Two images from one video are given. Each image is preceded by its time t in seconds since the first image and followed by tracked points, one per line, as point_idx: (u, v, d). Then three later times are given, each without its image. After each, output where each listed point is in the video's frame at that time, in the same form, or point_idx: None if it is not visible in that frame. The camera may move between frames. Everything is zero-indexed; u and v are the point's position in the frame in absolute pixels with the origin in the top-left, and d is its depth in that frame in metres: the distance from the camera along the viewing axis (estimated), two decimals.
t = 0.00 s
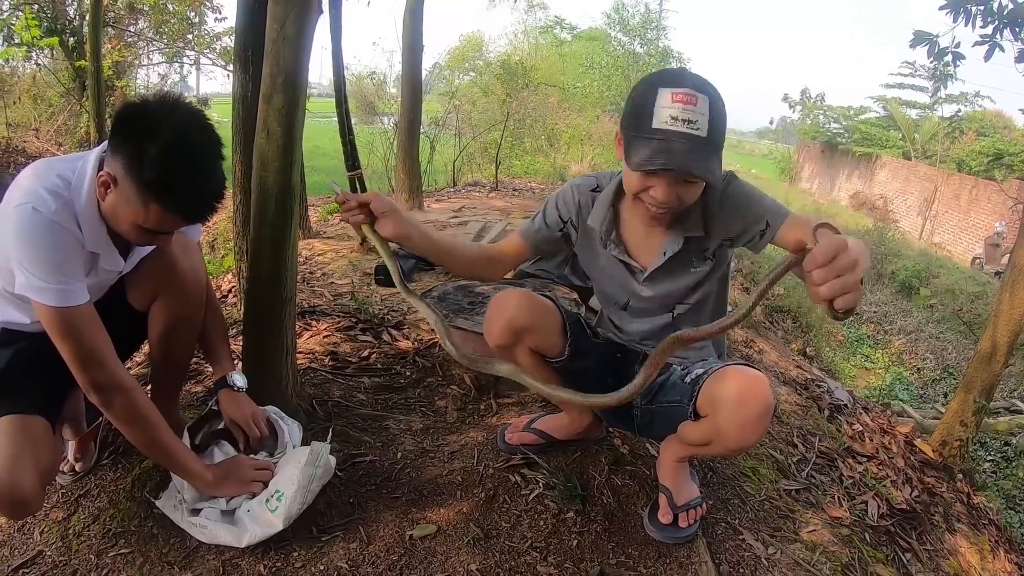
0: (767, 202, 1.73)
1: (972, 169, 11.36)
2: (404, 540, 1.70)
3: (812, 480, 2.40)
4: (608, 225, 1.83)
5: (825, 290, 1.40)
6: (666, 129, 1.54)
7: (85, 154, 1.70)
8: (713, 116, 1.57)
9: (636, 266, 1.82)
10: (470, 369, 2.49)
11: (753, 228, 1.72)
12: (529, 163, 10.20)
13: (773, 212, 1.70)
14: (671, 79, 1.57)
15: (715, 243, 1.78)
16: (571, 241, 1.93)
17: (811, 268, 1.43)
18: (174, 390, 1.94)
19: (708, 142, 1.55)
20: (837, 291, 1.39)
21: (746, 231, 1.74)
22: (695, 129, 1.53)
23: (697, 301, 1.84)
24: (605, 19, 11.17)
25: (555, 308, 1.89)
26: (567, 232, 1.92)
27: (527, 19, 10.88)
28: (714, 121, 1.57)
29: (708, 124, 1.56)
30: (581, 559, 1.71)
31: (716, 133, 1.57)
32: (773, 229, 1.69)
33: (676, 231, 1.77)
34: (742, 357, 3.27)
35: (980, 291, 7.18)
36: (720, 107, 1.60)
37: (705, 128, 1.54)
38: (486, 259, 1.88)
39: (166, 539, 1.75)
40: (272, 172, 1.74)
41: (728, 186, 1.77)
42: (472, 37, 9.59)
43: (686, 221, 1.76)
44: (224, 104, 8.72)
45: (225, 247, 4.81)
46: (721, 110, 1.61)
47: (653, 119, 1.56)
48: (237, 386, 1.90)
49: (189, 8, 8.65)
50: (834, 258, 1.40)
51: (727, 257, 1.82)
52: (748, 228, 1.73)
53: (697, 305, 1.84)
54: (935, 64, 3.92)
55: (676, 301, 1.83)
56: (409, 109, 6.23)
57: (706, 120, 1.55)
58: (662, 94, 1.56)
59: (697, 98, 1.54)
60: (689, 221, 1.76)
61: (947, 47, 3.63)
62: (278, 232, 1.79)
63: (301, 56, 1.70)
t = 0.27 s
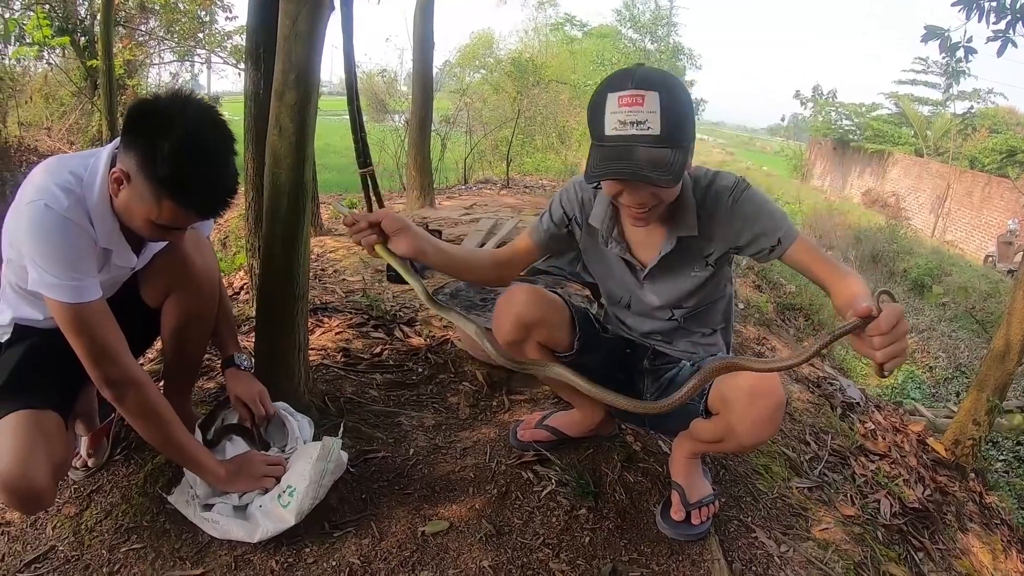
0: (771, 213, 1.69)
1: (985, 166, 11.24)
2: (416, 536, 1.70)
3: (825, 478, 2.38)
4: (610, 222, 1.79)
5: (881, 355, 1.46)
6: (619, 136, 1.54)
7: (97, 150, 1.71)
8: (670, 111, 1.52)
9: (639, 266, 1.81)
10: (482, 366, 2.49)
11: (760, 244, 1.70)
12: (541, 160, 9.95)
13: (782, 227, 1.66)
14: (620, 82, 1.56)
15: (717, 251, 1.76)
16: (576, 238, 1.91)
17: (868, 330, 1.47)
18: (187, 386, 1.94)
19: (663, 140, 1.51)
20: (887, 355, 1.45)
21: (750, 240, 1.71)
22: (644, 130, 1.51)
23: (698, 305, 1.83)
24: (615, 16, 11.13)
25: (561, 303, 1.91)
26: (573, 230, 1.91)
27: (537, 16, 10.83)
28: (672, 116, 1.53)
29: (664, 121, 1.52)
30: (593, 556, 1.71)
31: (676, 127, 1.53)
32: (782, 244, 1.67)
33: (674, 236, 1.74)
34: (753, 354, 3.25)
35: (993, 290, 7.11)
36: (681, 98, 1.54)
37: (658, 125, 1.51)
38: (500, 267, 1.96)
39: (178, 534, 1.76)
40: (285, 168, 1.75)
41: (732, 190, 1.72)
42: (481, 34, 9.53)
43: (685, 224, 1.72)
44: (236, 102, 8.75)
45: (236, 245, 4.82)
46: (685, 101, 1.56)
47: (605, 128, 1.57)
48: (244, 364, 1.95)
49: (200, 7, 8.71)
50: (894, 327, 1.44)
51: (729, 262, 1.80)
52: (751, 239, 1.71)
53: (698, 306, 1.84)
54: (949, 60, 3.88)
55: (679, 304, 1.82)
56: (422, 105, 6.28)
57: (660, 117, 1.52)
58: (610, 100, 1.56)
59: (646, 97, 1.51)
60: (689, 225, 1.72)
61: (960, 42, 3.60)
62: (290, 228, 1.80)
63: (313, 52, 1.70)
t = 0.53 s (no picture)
0: (780, 213, 1.71)
1: (997, 164, 11.16)
2: (429, 531, 1.70)
3: (837, 475, 2.37)
4: (615, 221, 1.80)
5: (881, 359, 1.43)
6: (643, 129, 1.52)
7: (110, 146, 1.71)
8: (685, 98, 1.55)
9: (648, 265, 1.80)
10: (495, 361, 2.48)
11: (769, 249, 1.71)
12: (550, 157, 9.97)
13: (792, 233, 1.68)
14: (629, 78, 1.57)
15: (726, 251, 1.76)
16: (583, 238, 1.91)
17: (868, 333, 1.44)
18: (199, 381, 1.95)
19: (685, 127, 1.52)
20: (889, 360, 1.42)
21: (759, 240, 1.72)
22: (668, 119, 1.52)
23: (706, 304, 1.83)
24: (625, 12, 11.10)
25: (574, 301, 1.90)
26: (580, 231, 1.89)
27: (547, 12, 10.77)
28: (687, 104, 1.55)
29: (683, 108, 1.53)
30: (606, 552, 1.70)
31: (693, 114, 1.55)
32: (792, 246, 1.68)
33: (684, 233, 1.73)
34: (765, 351, 3.23)
35: (1005, 289, 7.06)
36: (689, 86, 1.58)
37: (679, 114, 1.53)
38: (510, 266, 1.94)
39: (190, 529, 1.76)
40: (298, 163, 1.75)
41: (741, 190, 1.72)
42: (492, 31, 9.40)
43: (695, 222, 1.72)
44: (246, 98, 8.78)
45: (248, 240, 4.84)
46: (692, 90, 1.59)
47: (625, 125, 1.55)
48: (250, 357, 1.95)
49: (211, 5, 8.75)
50: (895, 331, 1.41)
51: (737, 263, 1.80)
52: (760, 239, 1.72)
53: (707, 305, 1.83)
54: (962, 57, 3.86)
55: (688, 302, 1.82)
56: (432, 101, 6.28)
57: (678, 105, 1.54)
58: (625, 97, 1.56)
59: (661, 88, 1.53)
60: (698, 224, 1.72)
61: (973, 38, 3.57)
62: (304, 222, 1.80)
63: (327, 47, 1.70)
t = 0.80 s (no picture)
0: (794, 212, 1.70)
1: (1011, 163, 11.04)
2: (443, 527, 1.71)
3: (851, 474, 2.35)
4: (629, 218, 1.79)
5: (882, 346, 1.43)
6: (680, 136, 1.54)
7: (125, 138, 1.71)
8: (718, 103, 1.57)
9: (660, 261, 1.79)
10: (508, 357, 2.48)
11: (782, 247, 1.70)
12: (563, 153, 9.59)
13: (805, 231, 1.68)
14: (663, 81, 1.56)
15: (739, 248, 1.75)
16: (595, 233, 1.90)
17: (869, 322, 1.44)
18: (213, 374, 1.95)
19: (720, 133, 1.55)
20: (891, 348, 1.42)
21: (773, 237, 1.71)
22: (705, 126, 1.54)
23: (719, 301, 1.82)
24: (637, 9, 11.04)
25: (593, 297, 1.89)
26: (592, 226, 1.89)
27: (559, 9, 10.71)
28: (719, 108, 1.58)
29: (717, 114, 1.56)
30: (621, 549, 1.70)
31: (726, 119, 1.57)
32: (807, 242, 1.67)
33: (698, 230, 1.72)
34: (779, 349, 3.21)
35: (1019, 289, 6.98)
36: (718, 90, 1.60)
37: (714, 117, 1.55)
38: (523, 258, 1.94)
39: (204, 523, 1.76)
40: (313, 157, 1.75)
41: (755, 187, 1.71)
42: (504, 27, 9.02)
43: (709, 218, 1.71)
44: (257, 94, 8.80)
45: (260, 235, 4.85)
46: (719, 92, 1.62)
47: (662, 130, 1.56)
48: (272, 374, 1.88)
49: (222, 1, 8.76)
50: (896, 317, 1.41)
51: (750, 261, 1.79)
52: (776, 237, 1.71)
53: (719, 303, 1.82)
54: (977, 55, 3.82)
55: (701, 299, 1.81)
56: (445, 97, 6.28)
57: (714, 110, 1.55)
58: (660, 101, 1.56)
59: (697, 94, 1.54)
60: (712, 221, 1.71)
61: (989, 36, 3.54)
62: (319, 217, 1.80)
63: (342, 41, 1.70)
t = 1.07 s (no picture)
0: (814, 214, 1.68)
1: None
2: (460, 523, 1.71)
3: (868, 475, 2.33)
4: (647, 216, 1.77)
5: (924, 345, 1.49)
6: (707, 142, 1.53)
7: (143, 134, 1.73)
8: (747, 109, 1.57)
9: (677, 258, 1.78)
10: (526, 354, 2.48)
11: (800, 250, 1.69)
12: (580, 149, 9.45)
13: (823, 233, 1.67)
14: (694, 84, 1.55)
15: (757, 248, 1.72)
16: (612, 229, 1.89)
17: (914, 324, 1.50)
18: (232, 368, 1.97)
19: (746, 141, 1.55)
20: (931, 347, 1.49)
21: (792, 238, 1.69)
22: (733, 133, 1.54)
23: (734, 302, 1.80)
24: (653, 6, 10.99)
25: (610, 293, 1.89)
26: (609, 223, 1.88)
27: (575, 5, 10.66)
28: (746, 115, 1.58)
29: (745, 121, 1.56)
30: (638, 547, 1.69)
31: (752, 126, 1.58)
32: (824, 242, 1.68)
33: (717, 229, 1.70)
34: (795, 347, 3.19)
35: None
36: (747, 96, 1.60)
37: (742, 125, 1.55)
38: (541, 256, 1.94)
39: (221, 516, 1.77)
40: (332, 152, 1.76)
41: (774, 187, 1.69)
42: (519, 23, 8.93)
43: (727, 218, 1.69)
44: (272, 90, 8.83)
45: (276, 230, 4.87)
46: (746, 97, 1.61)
47: (690, 134, 1.55)
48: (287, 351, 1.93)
49: None
50: (939, 319, 1.47)
51: (767, 262, 1.77)
52: (795, 239, 1.68)
53: (734, 301, 1.80)
54: (997, 53, 3.78)
55: (716, 296, 1.79)
56: (462, 93, 6.29)
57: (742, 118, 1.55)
58: (691, 105, 1.55)
59: (728, 101, 1.53)
60: (730, 220, 1.69)
61: (1010, 35, 3.50)
62: (338, 211, 1.80)
63: (362, 36, 1.70)
